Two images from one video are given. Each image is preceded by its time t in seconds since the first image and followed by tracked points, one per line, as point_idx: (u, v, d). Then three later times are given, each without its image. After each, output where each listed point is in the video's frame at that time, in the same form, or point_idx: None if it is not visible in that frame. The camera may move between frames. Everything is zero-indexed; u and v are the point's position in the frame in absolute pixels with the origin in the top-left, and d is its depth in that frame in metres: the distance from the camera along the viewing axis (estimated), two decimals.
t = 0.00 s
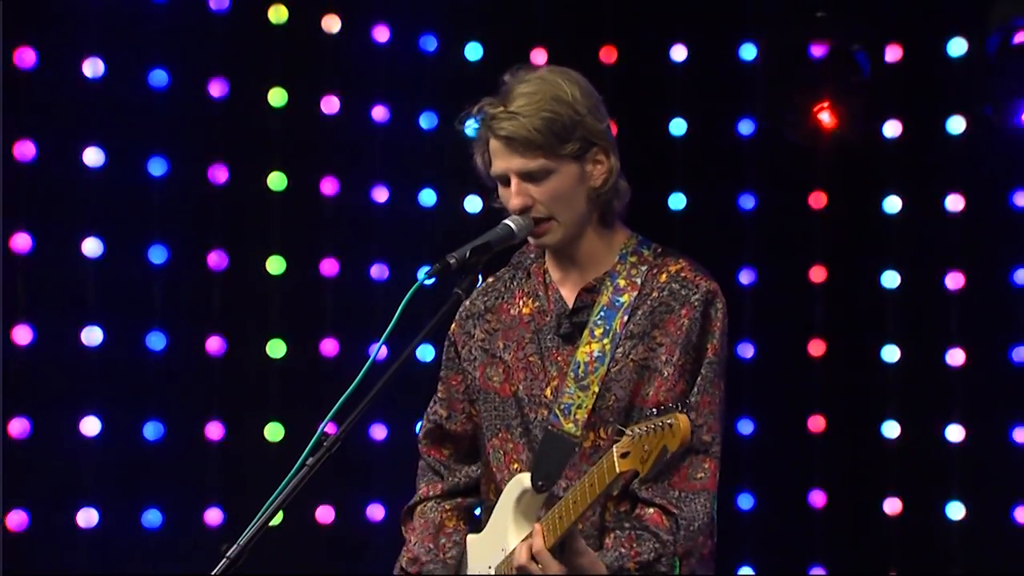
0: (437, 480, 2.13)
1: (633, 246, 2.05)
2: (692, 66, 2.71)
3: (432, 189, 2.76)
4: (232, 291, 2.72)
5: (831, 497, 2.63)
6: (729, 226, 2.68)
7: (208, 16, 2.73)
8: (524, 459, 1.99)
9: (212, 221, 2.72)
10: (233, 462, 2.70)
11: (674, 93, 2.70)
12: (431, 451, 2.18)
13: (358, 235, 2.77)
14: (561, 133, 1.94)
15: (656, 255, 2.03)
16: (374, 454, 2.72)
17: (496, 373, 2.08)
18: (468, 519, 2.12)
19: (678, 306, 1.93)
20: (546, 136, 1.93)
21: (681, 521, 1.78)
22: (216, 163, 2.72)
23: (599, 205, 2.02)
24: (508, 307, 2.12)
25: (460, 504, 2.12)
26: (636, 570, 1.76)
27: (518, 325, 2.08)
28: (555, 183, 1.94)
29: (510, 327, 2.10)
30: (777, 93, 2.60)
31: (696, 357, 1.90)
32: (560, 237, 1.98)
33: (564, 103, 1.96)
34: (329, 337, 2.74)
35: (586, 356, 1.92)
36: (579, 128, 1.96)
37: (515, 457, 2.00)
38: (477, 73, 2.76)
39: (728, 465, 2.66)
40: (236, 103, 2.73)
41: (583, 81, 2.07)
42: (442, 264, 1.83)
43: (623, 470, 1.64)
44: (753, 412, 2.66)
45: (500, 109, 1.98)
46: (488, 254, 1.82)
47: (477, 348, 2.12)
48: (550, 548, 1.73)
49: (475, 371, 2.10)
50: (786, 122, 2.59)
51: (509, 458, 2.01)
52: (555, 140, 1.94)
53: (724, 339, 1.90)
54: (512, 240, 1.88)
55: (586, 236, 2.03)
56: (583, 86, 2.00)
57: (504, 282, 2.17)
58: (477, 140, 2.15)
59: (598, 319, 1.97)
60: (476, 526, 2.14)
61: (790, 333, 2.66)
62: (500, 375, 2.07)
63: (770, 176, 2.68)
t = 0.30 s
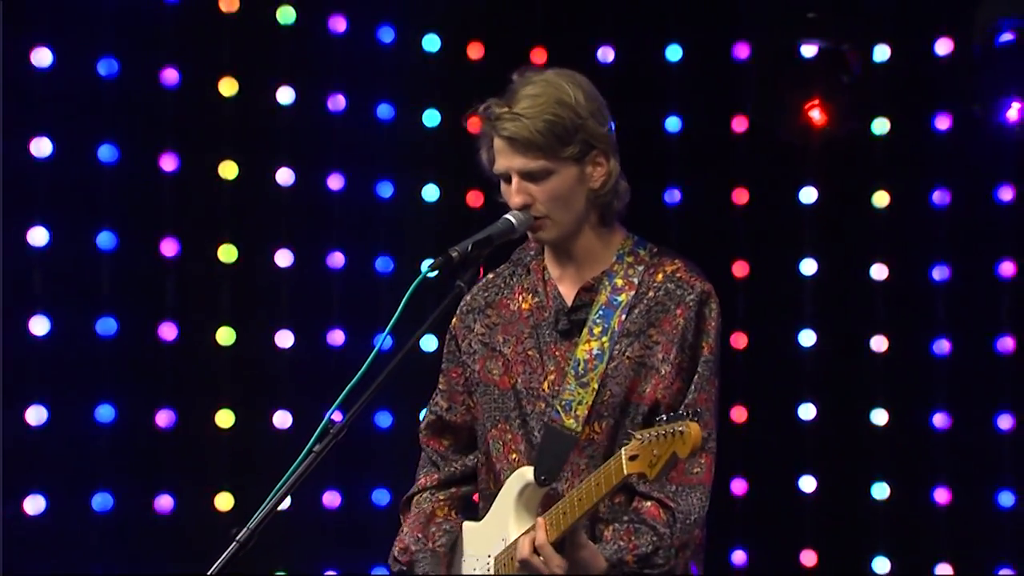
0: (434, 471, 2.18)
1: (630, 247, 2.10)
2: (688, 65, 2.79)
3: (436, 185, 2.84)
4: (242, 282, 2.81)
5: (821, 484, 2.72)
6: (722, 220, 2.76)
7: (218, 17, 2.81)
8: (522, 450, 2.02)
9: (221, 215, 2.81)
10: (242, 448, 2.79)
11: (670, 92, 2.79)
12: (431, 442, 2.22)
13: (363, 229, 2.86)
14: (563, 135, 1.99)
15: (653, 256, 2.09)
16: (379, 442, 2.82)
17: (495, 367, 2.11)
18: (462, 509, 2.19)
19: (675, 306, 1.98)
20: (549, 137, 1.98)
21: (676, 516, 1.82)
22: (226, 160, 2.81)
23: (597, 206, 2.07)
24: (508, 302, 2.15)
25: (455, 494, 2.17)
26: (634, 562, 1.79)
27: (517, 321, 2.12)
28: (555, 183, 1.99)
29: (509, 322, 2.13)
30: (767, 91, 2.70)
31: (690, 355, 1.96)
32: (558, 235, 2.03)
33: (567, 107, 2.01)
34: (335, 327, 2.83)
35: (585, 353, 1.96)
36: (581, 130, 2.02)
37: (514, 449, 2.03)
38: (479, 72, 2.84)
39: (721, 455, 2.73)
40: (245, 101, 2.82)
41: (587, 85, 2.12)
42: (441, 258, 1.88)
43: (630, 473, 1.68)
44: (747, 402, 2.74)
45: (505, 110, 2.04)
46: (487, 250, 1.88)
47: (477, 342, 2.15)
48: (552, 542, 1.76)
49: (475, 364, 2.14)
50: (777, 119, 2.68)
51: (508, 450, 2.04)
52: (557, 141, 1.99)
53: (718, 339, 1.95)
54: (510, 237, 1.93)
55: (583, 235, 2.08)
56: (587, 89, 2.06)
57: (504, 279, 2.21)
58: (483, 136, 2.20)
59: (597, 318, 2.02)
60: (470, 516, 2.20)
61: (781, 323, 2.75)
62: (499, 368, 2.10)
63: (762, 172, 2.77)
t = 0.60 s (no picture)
0: (434, 452, 2.24)
1: (620, 234, 2.18)
2: (683, 63, 2.88)
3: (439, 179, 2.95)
4: (251, 273, 2.90)
5: (813, 469, 2.81)
6: (717, 213, 2.85)
7: (227, 16, 2.90)
8: (518, 430, 2.11)
9: (231, 208, 2.89)
10: (251, 435, 2.88)
11: (666, 88, 2.87)
12: (427, 422, 2.29)
13: (367, 222, 2.94)
14: (564, 129, 2.06)
15: (642, 242, 2.17)
16: (384, 428, 2.90)
17: (490, 350, 2.19)
18: (464, 489, 2.21)
19: (666, 291, 2.06)
20: (550, 132, 2.05)
21: (674, 494, 1.89)
22: (235, 154, 2.89)
23: (594, 195, 2.15)
24: (501, 286, 2.23)
25: (458, 475, 2.21)
26: (636, 540, 1.86)
27: (512, 305, 2.19)
28: (557, 176, 2.06)
29: (503, 306, 2.20)
30: (760, 89, 2.79)
31: (682, 337, 2.04)
32: (558, 225, 2.10)
33: (567, 102, 2.08)
34: (341, 318, 2.91)
35: (581, 338, 2.04)
36: (580, 124, 2.09)
37: (510, 428, 2.12)
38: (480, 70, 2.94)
39: (716, 440, 2.80)
40: (254, 98, 2.90)
41: (581, 77, 2.19)
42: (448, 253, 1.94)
43: (640, 457, 1.75)
44: (742, 389, 2.81)
45: (506, 107, 2.09)
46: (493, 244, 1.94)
47: (471, 325, 2.23)
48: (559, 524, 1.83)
49: (470, 346, 2.22)
50: (770, 115, 2.77)
51: (505, 429, 2.13)
52: (558, 136, 2.06)
53: (707, 322, 2.04)
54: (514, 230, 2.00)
55: (581, 224, 2.15)
56: (583, 84, 2.13)
57: (496, 264, 2.29)
58: (480, 130, 2.26)
59: (591, 304, 2.09)
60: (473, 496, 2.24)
61: (774, 313, 2.83)
62: (493, 351, 2.18)
63: (756, 166, 2.85)
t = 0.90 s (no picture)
0: (438, 441, 2.32)
1: (615, 226, 2.26)
2: (677, 62, 2.98)
3: (441, 174, 3.04)
4: (260, 264, 2.99)
5: (803, 453, 2.91)
6: (711, 207, 2.94)
7: (237, 16, 3.00)
8: (522, 419, 2.18)
9: (240, 202, 2.99)
10: (260, 421, 2.97)
11: (661, 86, 2.97)
12: (431, 413, 2.37)
13: (373, 215, 3.04)
14: (561, 126, 2.14)
15: (636, 233, 2.25)
16: (388, 414, 3.01)
17: (492, 343, 2.26)
18: (467, 476, 2.30)
19: (661, 281, 2.13)
20: (548, 128, 2.13)
21: (675, 477, 1.95)
22: (245, 150, 2.99)
23: (588, 188, 2.23)
24: (501, 280, 2.30)
25: (460, 462, 2.29)
26: (641, 523, 1.92)
27: (512, 298, 2.27)
28: (554, 170, 2.14)
29: (504, 299, 2.28)
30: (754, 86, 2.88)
31: (677, 325, 2.11)
32: (556, 218, 2.18)
33: (562, 99, 2.17)
34: (347, 308, 3.01)
35: (581, 329, 2.10)
36: (575, 120, 2.17)
37: (514, 418, 2.19)
38: (482, 68, 3.03)
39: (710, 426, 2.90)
40: (263, 95, 3.00)
41: (574, 76, 2.29)
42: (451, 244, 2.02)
43: (649, 448, 1.80)
44: (735, 377, 2.91)
45: (504, 104, 2.17)
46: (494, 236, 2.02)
47: (473, 319, 2.31)
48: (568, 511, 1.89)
49: (472, 339, 2.29)
50: (762, 111, 2.86)
51: (509, 419, 2.20)
52: (555, 132, 2.14)
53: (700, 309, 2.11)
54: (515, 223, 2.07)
55: (577, 217, 2.23)
56: (577, 82, 2.22)
57: (495, 258, 2.36)
58: (476, 127, 2.34)
59: (589, 295, 2.15)
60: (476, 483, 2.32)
61: (767, 303, 2.92)
62: (496, 343, 2.26)
63: (748, 161, 2.95)
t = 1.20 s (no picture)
0: (445, 428, 2.43)
1: (608, 219, 2.35)
2: (673, 60, 3.07)
3: (444, 169, 3.15)
4: (268, 256, 3.09)
5: (795, 439, 3.00)
6: (705, 201, 3.04)
7: (246, 15, 3.09)
8: (522, 407, 2.27)
9: (249, 196, 3.09)
10: (268, 408, 3.07)
11: (657, 83, 3.06)
12: (439, 401, 2.48)
13: (378, 209, 3.14)
14: (561, 122, 2.24)
15: (630, 226, 2.32)
16: (393, 401, 3.11)
17: (493, 333, 2.35)
18: (474, 461, 2.41)
19: (651, 272, 2.19)
20: (548, 125, 2.22)
21: (665, 463, 1.99)
22: (253, 145, 3.08)
23: (586, 182, 2.33)
24: (501, 273, 2.40)
25: (466, 448, 2.42)
26: (631, 509, 1.97)
27: (511, 290, 2.36)
28: (554, 165, 2.24)
29: (504, 292, 2.37)
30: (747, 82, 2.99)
31: (667, 315, 2.17)
32: (555, 211, 2.27)
33: (562, 96, 2.26)
34: (352, 299, 3.11)
35: (574, 321, 2.19)
36: (574, 116, 2.27)
37: (515, 406, 2.28)
38: (484, 66, 3.13)
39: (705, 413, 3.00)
40: (271, 92, 3.09)
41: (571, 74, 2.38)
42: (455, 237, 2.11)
43: (622, 438, 1.81)
44: (728, 365, 3.00)
45: (506, 101, 2.25)
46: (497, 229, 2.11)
47: (475, 310, 2.41)
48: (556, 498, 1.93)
49: (474, 330, 2.39)
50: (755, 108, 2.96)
51: (509, 407, 2.29)
52: (555, 128, 2.24)
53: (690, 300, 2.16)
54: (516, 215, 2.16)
55: (575, 210, 2.32)
56: (575, 79, 2.31)
57: (496, 251, 2.46)
58: (476, 124, 2.43)
59: (584, 287, 2.23)
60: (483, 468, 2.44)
61: (760, 294, 3.01)
62: (496, 333, 2.35)
63: (742, 156, 3.04)
